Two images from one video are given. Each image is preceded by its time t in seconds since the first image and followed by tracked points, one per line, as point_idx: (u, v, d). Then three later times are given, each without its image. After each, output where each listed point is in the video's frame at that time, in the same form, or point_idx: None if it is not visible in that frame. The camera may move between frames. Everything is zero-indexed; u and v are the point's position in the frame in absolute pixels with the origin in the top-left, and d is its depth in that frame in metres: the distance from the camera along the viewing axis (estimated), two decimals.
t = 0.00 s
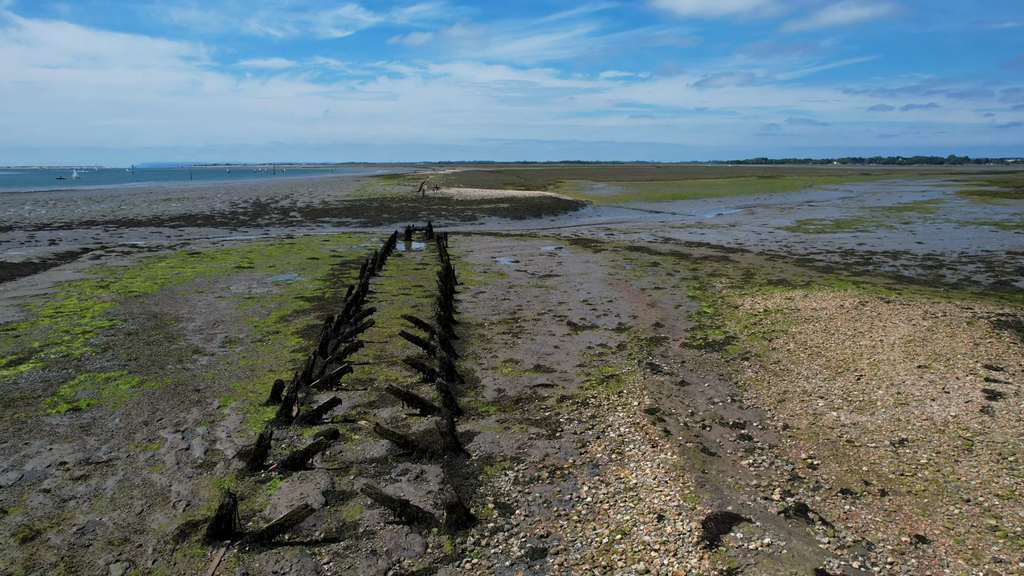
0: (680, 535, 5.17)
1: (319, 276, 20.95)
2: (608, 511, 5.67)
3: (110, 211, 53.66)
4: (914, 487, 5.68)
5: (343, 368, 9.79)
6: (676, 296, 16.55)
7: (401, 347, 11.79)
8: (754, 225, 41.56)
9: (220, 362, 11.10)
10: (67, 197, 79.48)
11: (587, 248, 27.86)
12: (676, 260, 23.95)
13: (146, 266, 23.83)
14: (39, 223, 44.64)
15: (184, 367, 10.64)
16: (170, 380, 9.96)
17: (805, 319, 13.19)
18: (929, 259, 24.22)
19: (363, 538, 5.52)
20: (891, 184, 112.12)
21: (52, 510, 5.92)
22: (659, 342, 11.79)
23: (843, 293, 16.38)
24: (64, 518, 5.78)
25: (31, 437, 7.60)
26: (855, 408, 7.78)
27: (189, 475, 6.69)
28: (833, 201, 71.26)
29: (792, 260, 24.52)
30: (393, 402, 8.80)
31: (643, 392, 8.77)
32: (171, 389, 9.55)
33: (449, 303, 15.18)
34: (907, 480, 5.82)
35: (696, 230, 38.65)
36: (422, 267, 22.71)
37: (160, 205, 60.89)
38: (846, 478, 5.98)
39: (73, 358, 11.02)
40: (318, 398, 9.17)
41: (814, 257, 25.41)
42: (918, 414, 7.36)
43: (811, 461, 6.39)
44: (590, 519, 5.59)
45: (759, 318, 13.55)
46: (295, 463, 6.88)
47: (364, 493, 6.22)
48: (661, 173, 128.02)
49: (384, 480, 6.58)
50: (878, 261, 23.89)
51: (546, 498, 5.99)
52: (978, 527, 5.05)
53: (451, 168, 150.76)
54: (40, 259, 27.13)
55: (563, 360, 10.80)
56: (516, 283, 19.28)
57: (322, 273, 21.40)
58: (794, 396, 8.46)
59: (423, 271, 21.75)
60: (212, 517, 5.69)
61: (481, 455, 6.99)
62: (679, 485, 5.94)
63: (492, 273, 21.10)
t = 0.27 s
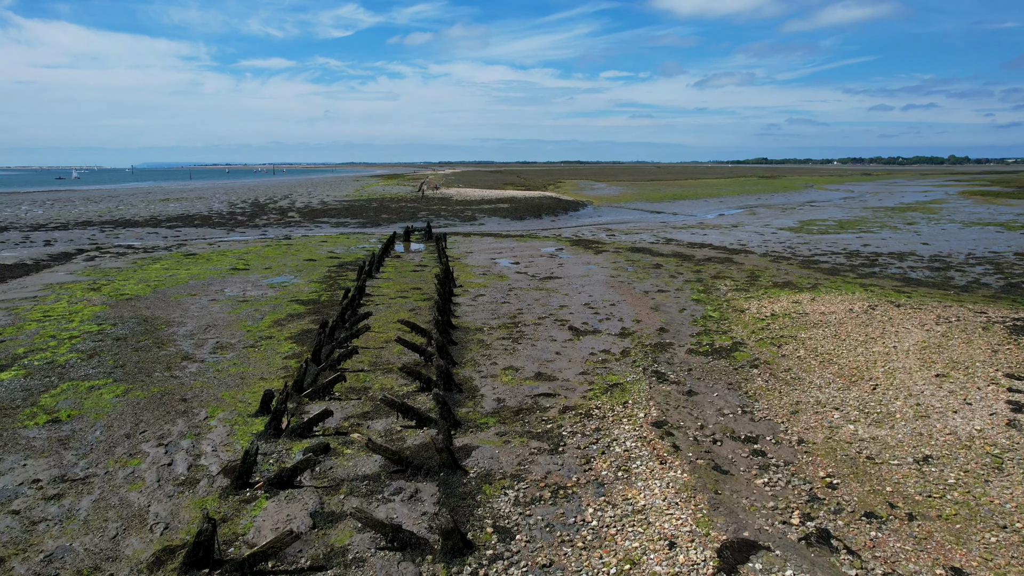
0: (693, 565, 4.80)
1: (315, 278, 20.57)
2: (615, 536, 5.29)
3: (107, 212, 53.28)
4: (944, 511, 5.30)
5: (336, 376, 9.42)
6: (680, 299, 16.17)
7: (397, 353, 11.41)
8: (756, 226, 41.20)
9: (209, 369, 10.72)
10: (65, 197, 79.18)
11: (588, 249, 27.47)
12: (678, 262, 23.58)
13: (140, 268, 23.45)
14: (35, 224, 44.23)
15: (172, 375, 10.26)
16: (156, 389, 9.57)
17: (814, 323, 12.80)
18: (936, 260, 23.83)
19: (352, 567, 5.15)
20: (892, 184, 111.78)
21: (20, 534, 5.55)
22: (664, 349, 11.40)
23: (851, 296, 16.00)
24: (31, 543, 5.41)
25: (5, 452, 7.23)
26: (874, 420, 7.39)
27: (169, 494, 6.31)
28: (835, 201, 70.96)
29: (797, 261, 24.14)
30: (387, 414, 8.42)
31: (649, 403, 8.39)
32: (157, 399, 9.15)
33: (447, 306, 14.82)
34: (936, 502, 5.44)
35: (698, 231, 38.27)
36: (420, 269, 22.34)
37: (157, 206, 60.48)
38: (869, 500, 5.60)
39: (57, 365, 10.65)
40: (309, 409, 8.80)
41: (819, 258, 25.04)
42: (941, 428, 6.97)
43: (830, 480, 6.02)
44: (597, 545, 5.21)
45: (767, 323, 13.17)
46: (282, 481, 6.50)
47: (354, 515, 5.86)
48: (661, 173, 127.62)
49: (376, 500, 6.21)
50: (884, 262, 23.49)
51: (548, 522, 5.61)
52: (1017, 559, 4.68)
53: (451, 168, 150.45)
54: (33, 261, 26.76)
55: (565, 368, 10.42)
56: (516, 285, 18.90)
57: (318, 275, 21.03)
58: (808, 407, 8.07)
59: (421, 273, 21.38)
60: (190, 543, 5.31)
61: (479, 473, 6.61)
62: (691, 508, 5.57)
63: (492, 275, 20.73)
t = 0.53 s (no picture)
0: None
1: (311, 280, 20.19)
2: (625, 567, 4.92)
3: (104, 212, 52.89)
4: (980, 540, 4.93)
5: (328, 387, 9.04)
6: (685, 303, 15.78)
7: (393, 360, 11.02)
8: (759, 226, 40.84)
9: (198, 377, 10.33)
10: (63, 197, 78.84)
11: (589, 250, 27.09)
12: (681, 264, 23.20)
13: (134, 269, 23.05)
14: (30, 224, 43.82)
15: (159, 383, 9.86)
16: (142, 398, 9.16)
17: (824, 328, 12.41)
18: (944, 261, 23.45)
19: None
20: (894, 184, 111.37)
21: None
22: (670, 356, 11.01)
23: (860, 299, 15.62)
24: None
25: None
26: (896, 434, 6.99)
27: (147, 516, 5.92)
28: (838, 201, 70.66)
29: (802, 263, 23.77)
30: (381, 426, 8.03)
31: (656, 415, 8.00)
32: (142, 408, 8.75)
33: (446, 310, 14.43)
34: (970, 530, 5.06)
35: (701, 232, 37.89)
36: (418, 271, 21.96)
37: (155, 206, 60.08)
38: (896, 525, 5.22)
39: (40, 373, 10.25)
40: (300, 420, 8.41)
41: (825, 260, 24.67)
42: (967, 444, 6.58)
43: (853, 502, 5.63)
44: None
45: (775, 328, 12.79)
46: (268, 501, 6.11)
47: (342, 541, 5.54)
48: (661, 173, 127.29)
49: (367, 523, 5.84)
50: (891, 264, 23.11)
51: (551, 549, 5.24)
52: None
53: (450, 168, 150.20)
54: (26, 262, 26.37)
55: (567, 376, 10.03)
56: (516, 288, 18.52)
57: (315, 278, 20.65)
58: (823, 419, 7.68)
59: (419, 275, 20.99)
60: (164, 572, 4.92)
61: (477, 493, 6.23)
62: (705, 535, 5.20)
63: (491, 277, 20.34)
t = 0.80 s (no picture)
0: None
1: (307, 283, 19.81)
2: None
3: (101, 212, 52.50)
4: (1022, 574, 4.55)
5: (319, 397, 8.64)
6: (690, 306, 15.39)
7: (389, 368, 10.62)
8: (761, 227, 40.51)
9: (186, 385, 9.93)
10: (61, 197, 78.50)
11: (590, 252, 26.72)
12: (684, 265, 22.83)
13: (128, 271, 22.66)
14: (26, 224, 43.43)
15: (144, 392, 9.47)
16: (125, 408, 8.76)
17: (834, 334, 12.02)
18: (951, 263, 23.08)
19: None
20: (895, 184, 111.06)
21: None
22: (676, 363, 10.62)
23: (869, 303, 15.24)
24: None
25: None
26: (920, 450, 6.60)
27: (120, 542, 5.54)
28: (840, 201, 70.43)
29: (807, 264, 23.40)
30: (375, 440, 7.64)
31: (664, 428, 7.60)
32: (125, 419, 8.35)
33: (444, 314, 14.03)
34: (1009, 562, 4.68)
35: (703, 232, 37.54)
36: (417, 273, 21.59)
37: (153, 206, 59.73)
38: (929, 556, 4.84)
39: (21, 381, 9.86)
40: (290, 433, 8.02)
41: (830, 261, 24.30)
42: (997, 463, 6.18)
43: (880, 528, 5.24)
44: None
45: (783, 333, 12.41)
46: (251, 526, 5.72)
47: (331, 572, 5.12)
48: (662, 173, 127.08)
49: (357, 550, 5.45)
50: (897, 266, 22.75)
51: None
52: None
53: (451, 168, 150.04)
54: (19, 263, 25.98)
55: (570, 385, 9.64)
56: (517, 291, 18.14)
57: (311, 280, 20.27)
58: (841, 432, 7.28)
59: (418, 278, 20.61)
60: None
61: (475, 516, 5.85)
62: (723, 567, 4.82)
63: (491, 280, 19.95)
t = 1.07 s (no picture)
0: None
1: (302, 286, 19.39)
2: None
3: (97, 212, 52.07)
4: None
5: (310, 409, 8.23)
6: (695, 311, 14.99)
7: (384, 376, 10.22)
8: (764, 228, 40.14)
9: (172, 395, 9.51)
10: (58, 197, 78.03)
11: (592, 253, 26.31)
12: (688, 268, 22.43)
13: (120, 273, 22.23)
14: (21, 224, 43.00)
15: (128, 402, 9.04)
16: (106, 420, 8.33)
17: (846, 340, 11.62)
18: (959, 265, 22.70)
19: None
20: (895, 185, 110.97)
21: None
22: (683, 371, 10.22)
23: (879, 306, 14.84)
24: None
25: None
26: (949, 469, 6.19)
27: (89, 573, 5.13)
28: (842, 201, 70.22)
29: (813, 267, 23.01)
30: (367, 456, 7.23)
31: (673, 444, 7.20)
32: (106, 432, 7.92)
33: (442, 319, 13.61)
34: None
35: (705, 233, 37.16)
36: (415, 275, 21.16)
37: (151, 207, 59.29)
38: None
39: None
40: (279, 447, 7.61)
41: (835, 263, 23.91)
42: None
43: (912, 560, 4.85)
44: None
45: (793, 339, 12.00)
46: (232, 554, 5.28)
47: None
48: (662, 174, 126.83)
49: None
50: (904, 268, 22.35)
51: None
52: None
53: (451, 168, 150.06)
54: (11, 265, 25.54)
55: (573, 396, 9.23)
56: (518, 294, 17.73)
57: (307, 282, 19.85)
58: (861, 448, 6.88)
59: (416, 280, 20.19)
60: None
61: (473, 543, 5.46)
62: None
63: (491, 282, 19.57)
